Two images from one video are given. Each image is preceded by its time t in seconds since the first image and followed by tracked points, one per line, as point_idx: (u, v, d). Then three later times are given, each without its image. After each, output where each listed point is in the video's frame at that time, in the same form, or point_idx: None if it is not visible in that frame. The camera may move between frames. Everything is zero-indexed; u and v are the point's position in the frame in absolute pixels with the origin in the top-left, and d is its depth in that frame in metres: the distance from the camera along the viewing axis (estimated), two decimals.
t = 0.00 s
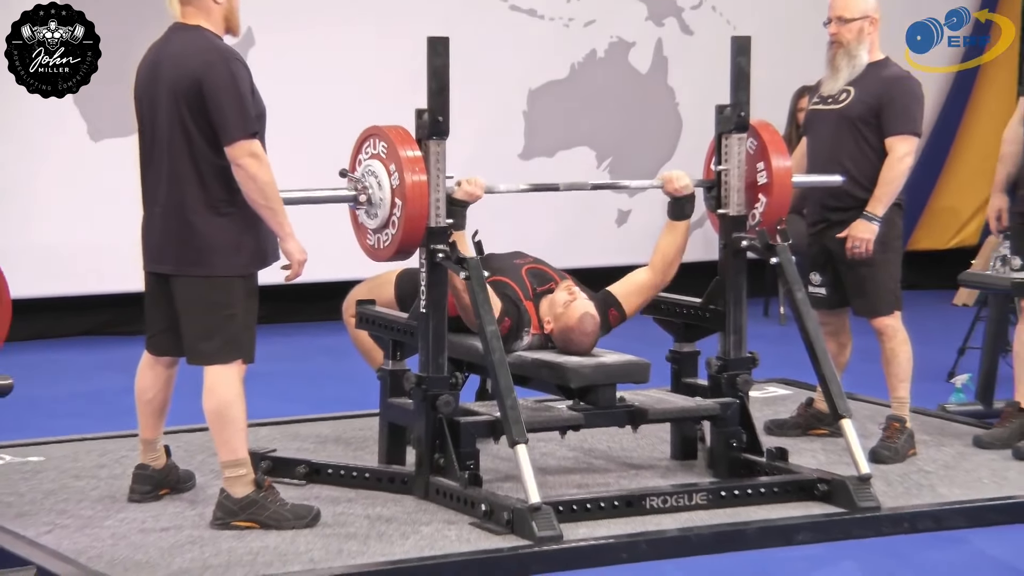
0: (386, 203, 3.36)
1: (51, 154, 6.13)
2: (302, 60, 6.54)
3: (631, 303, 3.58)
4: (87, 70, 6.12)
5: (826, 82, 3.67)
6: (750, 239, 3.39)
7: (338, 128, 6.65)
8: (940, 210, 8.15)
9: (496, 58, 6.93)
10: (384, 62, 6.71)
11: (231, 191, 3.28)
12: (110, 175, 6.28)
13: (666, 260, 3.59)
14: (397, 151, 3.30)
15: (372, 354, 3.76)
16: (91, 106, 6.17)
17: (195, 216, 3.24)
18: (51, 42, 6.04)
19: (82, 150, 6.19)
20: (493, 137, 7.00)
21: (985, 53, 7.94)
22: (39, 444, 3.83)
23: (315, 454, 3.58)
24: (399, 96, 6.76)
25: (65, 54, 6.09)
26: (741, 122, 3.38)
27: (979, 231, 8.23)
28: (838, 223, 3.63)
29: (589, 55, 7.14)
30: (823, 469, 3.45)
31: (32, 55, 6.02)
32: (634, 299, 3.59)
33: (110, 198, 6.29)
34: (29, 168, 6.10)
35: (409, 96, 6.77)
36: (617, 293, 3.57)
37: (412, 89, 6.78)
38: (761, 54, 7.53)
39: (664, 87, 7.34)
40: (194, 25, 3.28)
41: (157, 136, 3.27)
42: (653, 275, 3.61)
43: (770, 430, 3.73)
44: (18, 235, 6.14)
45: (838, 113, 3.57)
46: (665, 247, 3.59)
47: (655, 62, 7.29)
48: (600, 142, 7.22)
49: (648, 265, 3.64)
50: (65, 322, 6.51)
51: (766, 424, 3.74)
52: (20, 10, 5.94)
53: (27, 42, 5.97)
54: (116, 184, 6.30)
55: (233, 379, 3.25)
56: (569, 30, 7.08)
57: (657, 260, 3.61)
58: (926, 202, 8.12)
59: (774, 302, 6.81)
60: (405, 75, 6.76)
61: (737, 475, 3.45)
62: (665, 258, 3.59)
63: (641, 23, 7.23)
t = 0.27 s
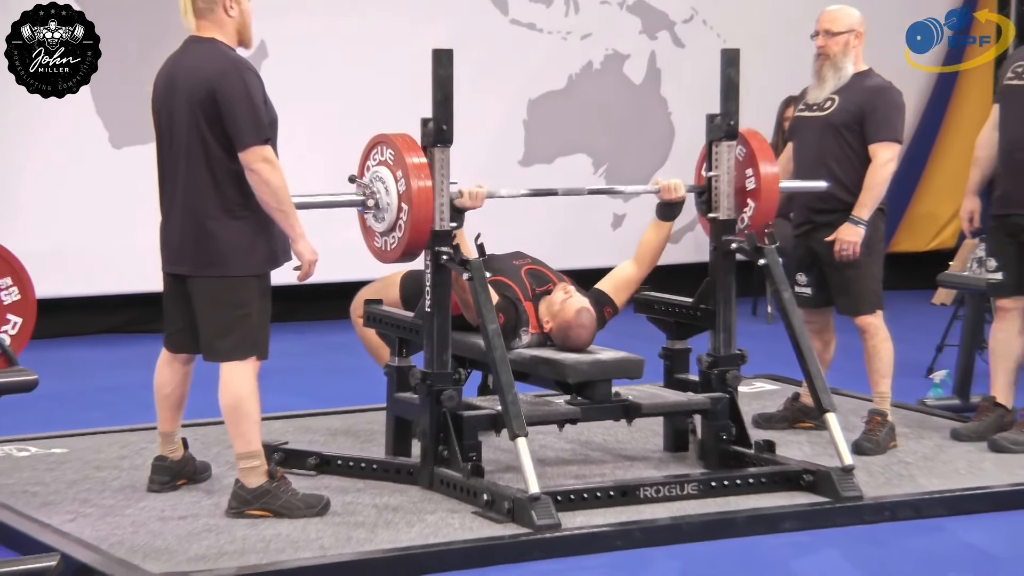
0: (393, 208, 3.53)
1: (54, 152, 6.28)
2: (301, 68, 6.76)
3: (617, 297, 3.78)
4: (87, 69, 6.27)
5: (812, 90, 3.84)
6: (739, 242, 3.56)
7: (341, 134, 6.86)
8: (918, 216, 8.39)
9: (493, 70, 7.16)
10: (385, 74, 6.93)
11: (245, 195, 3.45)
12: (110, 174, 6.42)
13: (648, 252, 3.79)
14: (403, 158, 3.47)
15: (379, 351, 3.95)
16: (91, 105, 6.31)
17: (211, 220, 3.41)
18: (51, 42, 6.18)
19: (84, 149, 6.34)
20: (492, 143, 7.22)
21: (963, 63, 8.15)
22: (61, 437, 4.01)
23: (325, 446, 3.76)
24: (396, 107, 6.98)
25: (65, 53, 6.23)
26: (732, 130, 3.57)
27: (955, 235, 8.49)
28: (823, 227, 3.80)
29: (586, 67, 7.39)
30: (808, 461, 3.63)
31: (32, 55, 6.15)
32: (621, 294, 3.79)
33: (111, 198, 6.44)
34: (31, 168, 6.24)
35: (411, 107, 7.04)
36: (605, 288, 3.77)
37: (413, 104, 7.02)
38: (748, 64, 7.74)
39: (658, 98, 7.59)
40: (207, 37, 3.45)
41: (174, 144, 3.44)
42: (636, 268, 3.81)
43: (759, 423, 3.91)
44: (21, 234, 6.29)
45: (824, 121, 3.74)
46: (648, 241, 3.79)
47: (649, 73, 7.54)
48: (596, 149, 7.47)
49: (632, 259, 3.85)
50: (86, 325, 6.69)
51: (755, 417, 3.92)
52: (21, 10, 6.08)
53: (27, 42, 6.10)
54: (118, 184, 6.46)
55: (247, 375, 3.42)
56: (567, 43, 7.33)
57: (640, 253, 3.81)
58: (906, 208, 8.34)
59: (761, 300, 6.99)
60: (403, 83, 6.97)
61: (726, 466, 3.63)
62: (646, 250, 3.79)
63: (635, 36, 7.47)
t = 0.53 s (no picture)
0: (400, 211, 3.70)
1: (56, 152, 6.46)
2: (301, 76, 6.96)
3: (614, 299, 3.94)
4: (86, 69, 6.45)
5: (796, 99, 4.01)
6: (730, 244, 3.73)
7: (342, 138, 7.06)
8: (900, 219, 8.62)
9: (492, 80, 7.37)
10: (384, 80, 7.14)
11: (256, 199, 3.61)
12: (111, 173, 6.61)
13: (647, 258, 3.94)
14: (410, 164, 3.64)
15: (385, 348, 4.12)
16: (90, 105, 6.49)
17: (224, 223, 3.57)
18: (51, 42, 6.35)
19: (84, 148, 6.52)
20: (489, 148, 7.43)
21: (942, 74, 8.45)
22: (80, 430, 4.19)
23: (334, 440, 3.94)
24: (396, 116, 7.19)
25: (64, 54, 6.41)
26: (722, 138, 3.71)
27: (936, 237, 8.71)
28: (809, 229, 3.97)
29: (583, 77, 7.60)
30: (795, 454, 3.80)
31: (32, 55, 6.33)
32: (618, 296, 3.95)
33: (112, 196, 6.63)
34: (33, 167, 6.42)
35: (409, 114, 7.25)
36: (603, 290, 3.94)
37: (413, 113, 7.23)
38: (737, 74, 7.95)
39: (651, 106, 7.82)
40: (220, 49, 3.59)
41: (190, 150, 3.60)
42: (636, 271, 3.97)
43: (748, 417, 4.09)
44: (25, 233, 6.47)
45: (808, 129, 3.91)
46: (647, 246, 3.94)
47: (643, 82, 7.75)
48: (592, 155, 7.70)
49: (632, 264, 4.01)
50: (99, 326, 6.87)
51: (744, 412, 4.10)
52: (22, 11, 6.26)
53: (27, 42, 6.28)
54: (120, 183, 6.65)
55: (258, 371, 3.58)
56: (564, 54, 7.55)
57: (639, 258, 3.96)
58: (888, 211, 8.58)
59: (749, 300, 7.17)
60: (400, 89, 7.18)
61: (717, 458, 3.80)
62: (646, 255, 3.93)
63: (630, 47, 7.68)
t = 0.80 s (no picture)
0: (403, 214, 3.87)
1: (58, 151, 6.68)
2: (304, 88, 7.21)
3: (619, 297, 4.15)
4: (86, 69, 6.66)
5: (784, 110, 4.19)
6: (719, 246, 3.91)
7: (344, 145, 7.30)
8: (883, 220, 8.79)
9: (492, 91, 7.61)
10: (384, 88, 7.37)
11: (268, 204, 3.78)
12: (115, 173, 6.83)
13: (646, 265, 4.13)
14: (412, 169, 3.82)
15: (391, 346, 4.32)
16: (90, 104, 6.70)
17: (237, 226, 3.74)
18: (51, 42, 6.57)
19: (87, 147, 6.74)
20: (489, 155, 7.67)
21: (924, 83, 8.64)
22: (100, 424, 4.38)
23: (342, 433, 4.13)
24: (398, 125, 7.43)
25: (64, 54, 6.62)
26: (711, 145, 3.90)
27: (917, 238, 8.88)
28: (796, 233, 4.16)
29: (580, 87, 7.84)
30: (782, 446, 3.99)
31: (32, 55, 6.55)
32: (622, 296, 4.17)
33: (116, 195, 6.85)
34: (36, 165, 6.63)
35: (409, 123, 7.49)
36: (605, 287, 4.14)
37: (414, 123, 7.47)
38: (728, 85, 8.18)
39: (645, 115, 8.05)
40: (233, 61, 3.76)
41: (205, 156, 3.77)
42: (639, 277, 4.17)
43: (737, 412, 4.28)
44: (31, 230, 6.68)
45: (795, 140, 4.10)
46: (645, 254, 4.12)
47: (637, 91, 7.98)
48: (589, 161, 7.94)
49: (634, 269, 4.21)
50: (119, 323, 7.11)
51: (734, 407, 4.29)
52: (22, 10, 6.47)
53: (27, 42, 6.50)
54: (124, 184, 6.86)
55: (270, 367, 3.75)
56: (562, 66, 7.79)
57: (640, 265, 4.15)
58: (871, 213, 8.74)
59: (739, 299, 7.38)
60: (400, 98, 7.42)
61: (707, 450, 3.99)
62: (644, 262, 4.13)
63: (624, 58, 7.92)
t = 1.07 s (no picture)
0: (409, 218, 4.04)
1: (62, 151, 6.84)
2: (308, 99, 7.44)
3: (612, 302, 4.29)
4: (86, 69, 6.82)
5: (773, 118, 4.38)
6: (710, 249, 4.11)
7: (344, 151, 7.51)
8: (866, 226, 9.08)
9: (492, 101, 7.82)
10: (386, 96, 7.58)
11: (279, 209, 3.96)
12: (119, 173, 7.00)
13: (639, 264, 4.31)
14: (417, 175, 3.98)
15: (398, 343, 4.53)
16: (90, 104, 6.86)
17: (250, 230, 3.92)
18: (51, 42, 6.72)
19: (90, 147, 6.90)
20: (489, 162, 7.89)
21: (905, 96, 8.93)
22: (118, 418, 4.58)
23: (351, 427, 4.34)
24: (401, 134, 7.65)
25: (64, 54, 6.77)
26: (703, 152, 4.08)
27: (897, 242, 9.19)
28: (783, 236, 4.36)
29: (577, 97, 8.05)
30: (770, 439, 4.20)
31: (32, 55, 6.70)
32: (615, 299, 4.31)
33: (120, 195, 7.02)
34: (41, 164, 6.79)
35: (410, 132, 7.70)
36: (600, 292, 4.29)
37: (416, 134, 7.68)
38: (720, 95, 8.39)
39: (640, 124, 8.27)
40: (248, 72, 3.95)
41: (219, 164, 3.95)
42: (629, 276, 4.32)
43: (727, 406, 4.49)
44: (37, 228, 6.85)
45: (783, 149, 4.29)
46: (639, 253, 4.31)
47: (632, 100, 8.19)
48: (588, 168, 8.16)
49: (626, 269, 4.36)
50: (142, 321, 7.37)
51: (724, 402, 4.50)
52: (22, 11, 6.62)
53: (27, 41, 6.66)
54: (128, 184, 7.04)
55: (281, 364, 3.93)
56: (560, 76, 8.00)
57: (631, 265, 4.33)
58: (855, 217, 9.03)
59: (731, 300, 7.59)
60: (403, 107, 7.62)
61: (699, 443, 4.19)
62: (637, 260, 4.31)
63: (620, 69, 8.13)
